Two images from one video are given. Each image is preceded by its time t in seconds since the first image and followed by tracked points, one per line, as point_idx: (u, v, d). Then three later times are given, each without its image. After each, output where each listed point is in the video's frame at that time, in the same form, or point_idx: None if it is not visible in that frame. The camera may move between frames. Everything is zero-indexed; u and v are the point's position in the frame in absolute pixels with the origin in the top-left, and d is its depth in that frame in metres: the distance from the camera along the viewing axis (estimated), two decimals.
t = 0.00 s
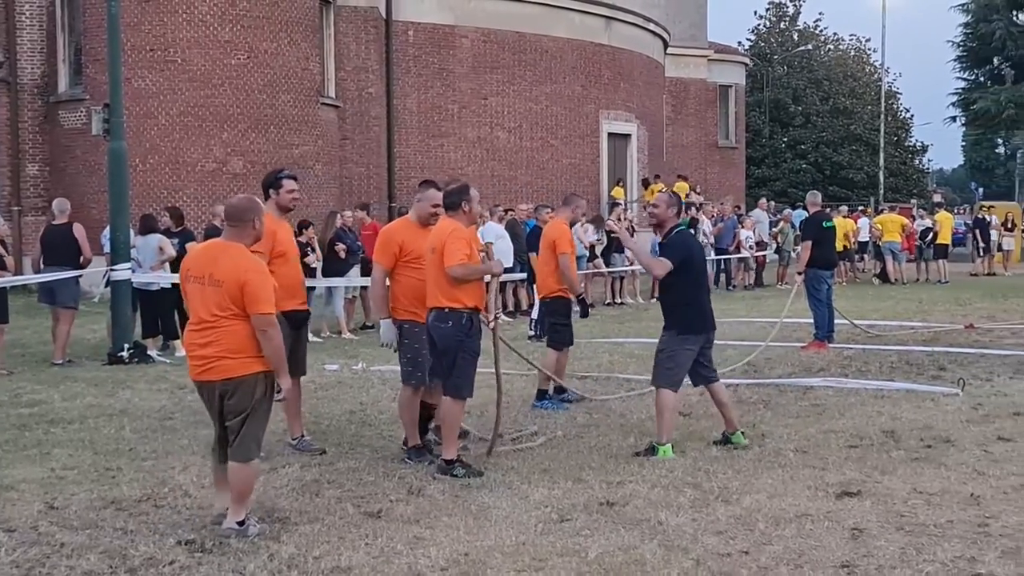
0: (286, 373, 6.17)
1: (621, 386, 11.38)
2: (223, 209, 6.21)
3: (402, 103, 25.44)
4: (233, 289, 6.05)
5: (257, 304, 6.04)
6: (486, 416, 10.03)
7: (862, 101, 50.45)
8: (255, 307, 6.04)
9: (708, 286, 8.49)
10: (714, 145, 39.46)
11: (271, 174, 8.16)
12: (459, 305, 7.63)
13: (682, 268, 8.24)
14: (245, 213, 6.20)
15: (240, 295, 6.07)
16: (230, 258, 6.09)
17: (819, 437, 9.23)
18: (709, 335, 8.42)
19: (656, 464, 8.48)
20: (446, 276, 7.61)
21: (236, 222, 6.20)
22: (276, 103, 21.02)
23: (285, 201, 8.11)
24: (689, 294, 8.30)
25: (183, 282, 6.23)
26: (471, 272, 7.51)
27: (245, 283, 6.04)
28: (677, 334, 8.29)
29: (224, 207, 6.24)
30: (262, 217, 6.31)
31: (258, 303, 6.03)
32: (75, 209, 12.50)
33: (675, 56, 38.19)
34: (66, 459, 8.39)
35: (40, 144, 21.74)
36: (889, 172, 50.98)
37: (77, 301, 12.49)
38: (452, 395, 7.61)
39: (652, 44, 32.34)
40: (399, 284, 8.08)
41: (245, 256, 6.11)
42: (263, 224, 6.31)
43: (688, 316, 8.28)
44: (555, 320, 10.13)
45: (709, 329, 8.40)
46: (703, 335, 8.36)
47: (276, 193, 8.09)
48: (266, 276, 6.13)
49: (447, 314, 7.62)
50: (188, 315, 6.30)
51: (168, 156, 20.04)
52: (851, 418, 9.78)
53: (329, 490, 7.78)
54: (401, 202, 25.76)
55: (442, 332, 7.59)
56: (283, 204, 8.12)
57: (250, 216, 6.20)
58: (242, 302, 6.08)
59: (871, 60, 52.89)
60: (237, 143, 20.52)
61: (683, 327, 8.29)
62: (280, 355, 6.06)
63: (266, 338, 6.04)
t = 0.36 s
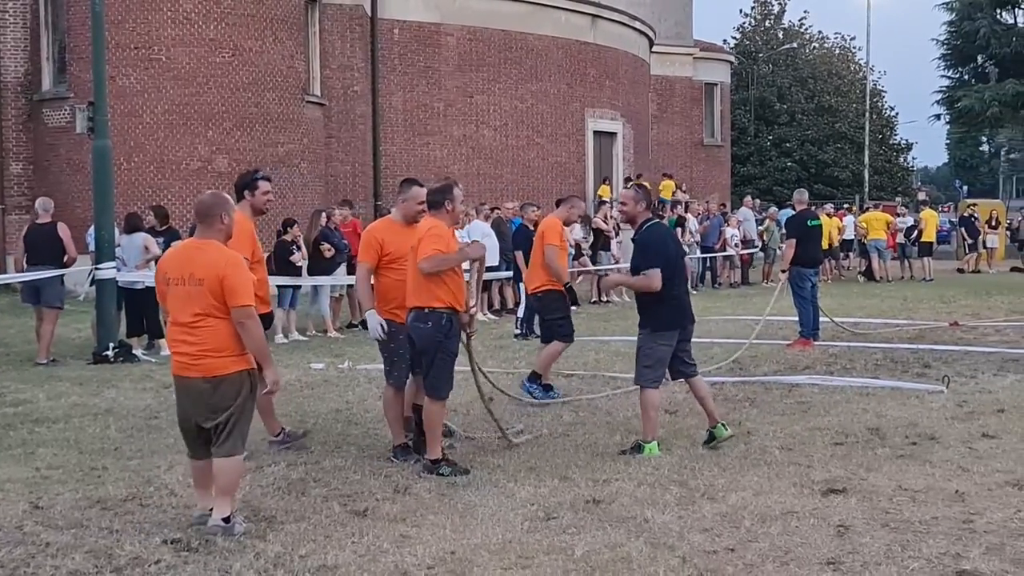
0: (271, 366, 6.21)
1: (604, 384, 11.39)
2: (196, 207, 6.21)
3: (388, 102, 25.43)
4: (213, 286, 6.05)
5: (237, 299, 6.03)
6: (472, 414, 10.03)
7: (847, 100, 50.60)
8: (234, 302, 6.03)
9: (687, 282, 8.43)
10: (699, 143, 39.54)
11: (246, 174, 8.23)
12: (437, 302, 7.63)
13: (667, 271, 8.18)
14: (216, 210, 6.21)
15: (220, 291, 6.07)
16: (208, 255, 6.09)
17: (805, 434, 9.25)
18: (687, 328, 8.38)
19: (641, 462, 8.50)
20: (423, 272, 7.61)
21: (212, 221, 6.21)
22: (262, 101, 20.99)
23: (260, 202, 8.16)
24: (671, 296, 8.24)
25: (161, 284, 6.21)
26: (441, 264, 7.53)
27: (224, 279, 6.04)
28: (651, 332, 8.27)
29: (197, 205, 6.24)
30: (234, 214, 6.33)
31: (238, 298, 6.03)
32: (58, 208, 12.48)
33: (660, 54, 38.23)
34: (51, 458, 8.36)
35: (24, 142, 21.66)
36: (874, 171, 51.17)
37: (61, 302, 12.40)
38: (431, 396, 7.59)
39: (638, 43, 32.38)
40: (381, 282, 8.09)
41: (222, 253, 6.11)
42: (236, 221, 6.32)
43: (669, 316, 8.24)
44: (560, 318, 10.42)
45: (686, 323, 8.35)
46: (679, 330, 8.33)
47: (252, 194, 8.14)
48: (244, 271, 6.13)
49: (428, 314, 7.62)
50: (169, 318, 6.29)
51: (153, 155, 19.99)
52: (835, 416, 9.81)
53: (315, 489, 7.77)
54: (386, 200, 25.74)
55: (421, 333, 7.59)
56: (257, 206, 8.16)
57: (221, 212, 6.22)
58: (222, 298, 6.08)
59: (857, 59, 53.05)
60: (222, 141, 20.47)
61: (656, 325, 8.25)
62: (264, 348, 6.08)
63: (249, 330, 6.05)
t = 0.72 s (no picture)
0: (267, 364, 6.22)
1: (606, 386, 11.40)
2: (185, 210, 6.25)
3: (389, 103, 25.43)
4: (203, 285, 6.06)
5: (226, 296, 6.03)
6: (473, 416, 10.03)
7: (849, 100, 50.57)
8: (223, 299, 6.03)
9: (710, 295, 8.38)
10: (701, 145, 39.52)
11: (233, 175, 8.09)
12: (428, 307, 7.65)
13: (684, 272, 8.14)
14: (206, 213, 6.26)
15: (209, 290, 6.07)
16: (197, 256, 6.11)
17: (805, 437, 9.25)
18: (706, 337, 8.34)
19: (642, 464, 8.51)
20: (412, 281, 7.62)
21: (202, 224, 6.24)
22: (263, 103, 20.99)
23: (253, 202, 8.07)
24: (688, 300, 8.21)
25: (155, 289, 6.24)
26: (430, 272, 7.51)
27: (213, 278, 6.05)
28: (663, 336, 8.25)
29: (186, 208, 6.27)
30: (223, 215, 6.35)
31: (227, 296, 6.03)
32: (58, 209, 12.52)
33: (662, 56, 38.23)
34: (53, 460, 8.37)
35: (25, 143, 21.68)
36: (876, 171, 51.15)
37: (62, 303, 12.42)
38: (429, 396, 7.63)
39: (640, 44, 32.37)
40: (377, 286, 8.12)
41: (212, 252, 6.12)
42: (226, 222, 6.34)
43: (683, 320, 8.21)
44: (580, 310, 10.46)
45: (702, 330, 8.28)
46: (696, 338, 8.28)
47: (242, 195, 8.01)
48: (234, 270, 6.13)
49: (424, 317, 7.65)
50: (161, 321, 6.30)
51: (154, 157, 19.98)
52: (836, 418, 9.81)
53: (315, 490, 7.78)
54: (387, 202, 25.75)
55: (417, 335, 7.62)
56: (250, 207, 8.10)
57: (211, 215, 6.26)
58: (212, 297, 6.08)
59: (858, 60, 53.02)
60: (224, 143, 20.49)
61: (667, 328, 8.23)
62: (255, 343, 6.07)
63: (241, 329, 6.05)
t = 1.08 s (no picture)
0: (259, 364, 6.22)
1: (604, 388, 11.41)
2: (179, 212, 6.23)
3: (387, 104, 25.42)
4: (202, 284, 6.06)
5: (225, 293, 6.03)
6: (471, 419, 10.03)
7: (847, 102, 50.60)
8: (222, 297, 6.03)
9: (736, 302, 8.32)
10: (699, 146, 39.54)
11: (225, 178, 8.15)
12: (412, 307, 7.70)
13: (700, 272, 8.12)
14: (198, 214, 6.22)
15: (209, 289, 6.06)
16: (195, 256, 6.10)
17: (803, 439, 9.26)
18: (727, 340, 8.30)
19: (640, 466, 8.51)
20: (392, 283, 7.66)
21: (196, 225, 6.22)
22: (261, 104, 20.99)
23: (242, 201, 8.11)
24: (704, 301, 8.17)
25: (152, 293, 6.22)
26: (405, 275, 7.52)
27: (212, 277, 6.04)
28: (680, 334, 8.29)
29: (179, 210, 6.25)
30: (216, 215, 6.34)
31: (227, 293, 6.03)
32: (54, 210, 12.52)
33: (660, 58, 38.25)
34: (50, 461, 8.37)
35: (23, 144, 21.67)
36: (873, 172, 51.20)
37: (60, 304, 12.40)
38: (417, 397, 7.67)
39: (638, 46, 32.38)
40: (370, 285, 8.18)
41: (209, 251, 6.12)
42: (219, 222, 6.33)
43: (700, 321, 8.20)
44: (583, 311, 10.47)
45: (725, 333, 8.25)
46: (715, 340, 8.24)
47: (233, 195, 8.06)
48: (232, 267, 6.13)
49: (402, 317, 7.72)
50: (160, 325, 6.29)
51: (152, 157, 19.97)
52: (834, 420, 9.81)
53: (313, 492, 7.77)
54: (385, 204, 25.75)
55: (397, 335, 7.69)
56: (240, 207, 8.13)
57: (203, 216, 6.23)
58: (212, 296, 6.07)
59: (856, 61, 53.06)
60: (222, 145, 20.50)
61: (686, 328, 8.25)
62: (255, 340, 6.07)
63: (241, 326, 6.05)
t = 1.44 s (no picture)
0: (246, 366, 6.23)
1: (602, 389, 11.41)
2: (190, 213, 6.23)
3: (384, 106, 25.41)
4: (216, 286, 6.07)
5: (239, 296, 6.05)
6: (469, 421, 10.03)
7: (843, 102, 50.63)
8: (237, 299, 6.05)
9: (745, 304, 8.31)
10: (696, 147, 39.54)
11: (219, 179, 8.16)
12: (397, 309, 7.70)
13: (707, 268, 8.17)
14: (210, 217, 6.23)
15: (223, 291, 6.08)
16: (209, 257, 6.11)
17: (801, 439, 9.26)
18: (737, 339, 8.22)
19: (638, 467, 8.51)
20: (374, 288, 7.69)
21: (207, 228, 6.23)
22: (258, 107, 20.99)
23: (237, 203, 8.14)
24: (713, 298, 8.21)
25: (161, 294, 6.21)
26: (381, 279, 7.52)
27: (225, 279, 6.06)
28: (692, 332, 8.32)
29: (190, 212, 6.26)
30: (226, 219, 6.36)
31: (241, 295, 6.04)
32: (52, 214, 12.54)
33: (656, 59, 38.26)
34: (48, 465, 8.36)
35: (20, 148, 21.67)
36: (870, 172, 51.23)
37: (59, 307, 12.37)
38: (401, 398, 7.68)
39: (634, 47, 32.38)
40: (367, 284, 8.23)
41: (222, 254, 6.13)
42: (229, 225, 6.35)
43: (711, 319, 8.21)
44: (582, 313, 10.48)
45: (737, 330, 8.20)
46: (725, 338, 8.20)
47: (227, 198, 8.10)
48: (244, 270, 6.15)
49: (385, 318, 7.76)
50: (166, 326, 6.28)
51: (149, 160, 19.96)
52: (831, 420, 9.81)
53: (312, 494, 7.77)
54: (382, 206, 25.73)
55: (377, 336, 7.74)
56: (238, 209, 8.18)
57: (215, 219, 6.25)
58: (225, 298, 6.09)
59: (853, 61, 53.10)
60: (218, 148, 20.50)
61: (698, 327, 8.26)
62: (269, 343, 6.10)
63: (256, 327, 6.08)
